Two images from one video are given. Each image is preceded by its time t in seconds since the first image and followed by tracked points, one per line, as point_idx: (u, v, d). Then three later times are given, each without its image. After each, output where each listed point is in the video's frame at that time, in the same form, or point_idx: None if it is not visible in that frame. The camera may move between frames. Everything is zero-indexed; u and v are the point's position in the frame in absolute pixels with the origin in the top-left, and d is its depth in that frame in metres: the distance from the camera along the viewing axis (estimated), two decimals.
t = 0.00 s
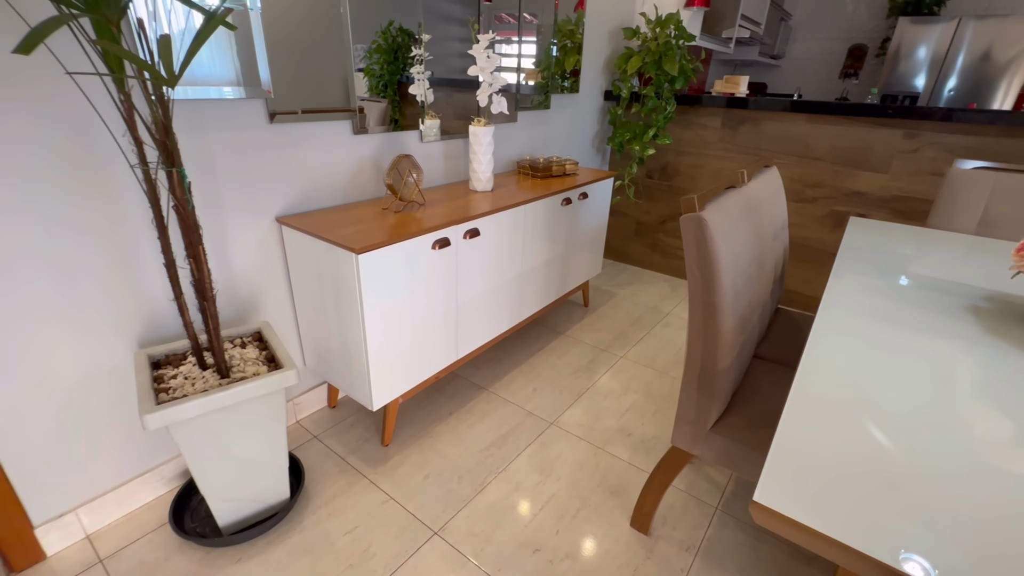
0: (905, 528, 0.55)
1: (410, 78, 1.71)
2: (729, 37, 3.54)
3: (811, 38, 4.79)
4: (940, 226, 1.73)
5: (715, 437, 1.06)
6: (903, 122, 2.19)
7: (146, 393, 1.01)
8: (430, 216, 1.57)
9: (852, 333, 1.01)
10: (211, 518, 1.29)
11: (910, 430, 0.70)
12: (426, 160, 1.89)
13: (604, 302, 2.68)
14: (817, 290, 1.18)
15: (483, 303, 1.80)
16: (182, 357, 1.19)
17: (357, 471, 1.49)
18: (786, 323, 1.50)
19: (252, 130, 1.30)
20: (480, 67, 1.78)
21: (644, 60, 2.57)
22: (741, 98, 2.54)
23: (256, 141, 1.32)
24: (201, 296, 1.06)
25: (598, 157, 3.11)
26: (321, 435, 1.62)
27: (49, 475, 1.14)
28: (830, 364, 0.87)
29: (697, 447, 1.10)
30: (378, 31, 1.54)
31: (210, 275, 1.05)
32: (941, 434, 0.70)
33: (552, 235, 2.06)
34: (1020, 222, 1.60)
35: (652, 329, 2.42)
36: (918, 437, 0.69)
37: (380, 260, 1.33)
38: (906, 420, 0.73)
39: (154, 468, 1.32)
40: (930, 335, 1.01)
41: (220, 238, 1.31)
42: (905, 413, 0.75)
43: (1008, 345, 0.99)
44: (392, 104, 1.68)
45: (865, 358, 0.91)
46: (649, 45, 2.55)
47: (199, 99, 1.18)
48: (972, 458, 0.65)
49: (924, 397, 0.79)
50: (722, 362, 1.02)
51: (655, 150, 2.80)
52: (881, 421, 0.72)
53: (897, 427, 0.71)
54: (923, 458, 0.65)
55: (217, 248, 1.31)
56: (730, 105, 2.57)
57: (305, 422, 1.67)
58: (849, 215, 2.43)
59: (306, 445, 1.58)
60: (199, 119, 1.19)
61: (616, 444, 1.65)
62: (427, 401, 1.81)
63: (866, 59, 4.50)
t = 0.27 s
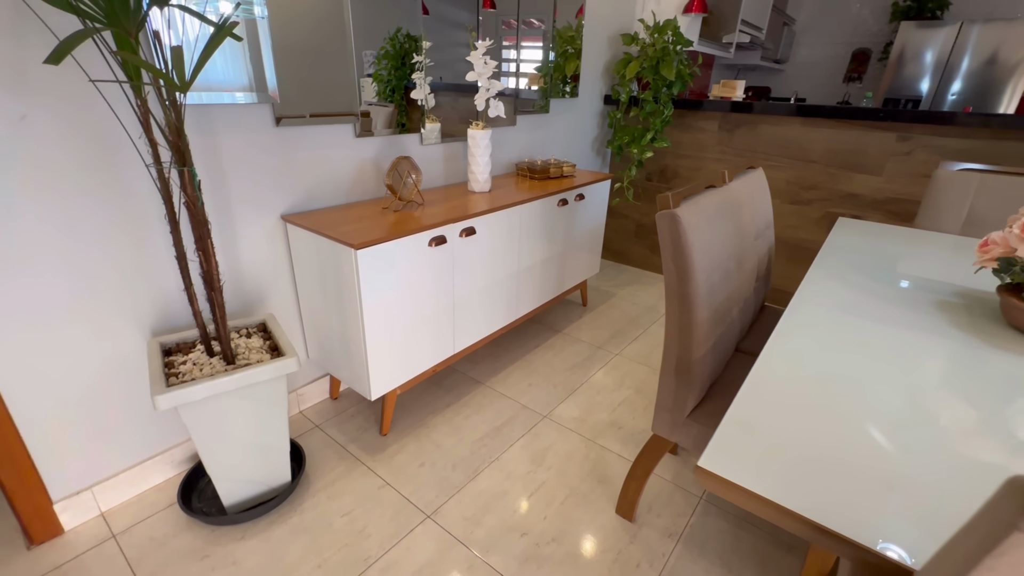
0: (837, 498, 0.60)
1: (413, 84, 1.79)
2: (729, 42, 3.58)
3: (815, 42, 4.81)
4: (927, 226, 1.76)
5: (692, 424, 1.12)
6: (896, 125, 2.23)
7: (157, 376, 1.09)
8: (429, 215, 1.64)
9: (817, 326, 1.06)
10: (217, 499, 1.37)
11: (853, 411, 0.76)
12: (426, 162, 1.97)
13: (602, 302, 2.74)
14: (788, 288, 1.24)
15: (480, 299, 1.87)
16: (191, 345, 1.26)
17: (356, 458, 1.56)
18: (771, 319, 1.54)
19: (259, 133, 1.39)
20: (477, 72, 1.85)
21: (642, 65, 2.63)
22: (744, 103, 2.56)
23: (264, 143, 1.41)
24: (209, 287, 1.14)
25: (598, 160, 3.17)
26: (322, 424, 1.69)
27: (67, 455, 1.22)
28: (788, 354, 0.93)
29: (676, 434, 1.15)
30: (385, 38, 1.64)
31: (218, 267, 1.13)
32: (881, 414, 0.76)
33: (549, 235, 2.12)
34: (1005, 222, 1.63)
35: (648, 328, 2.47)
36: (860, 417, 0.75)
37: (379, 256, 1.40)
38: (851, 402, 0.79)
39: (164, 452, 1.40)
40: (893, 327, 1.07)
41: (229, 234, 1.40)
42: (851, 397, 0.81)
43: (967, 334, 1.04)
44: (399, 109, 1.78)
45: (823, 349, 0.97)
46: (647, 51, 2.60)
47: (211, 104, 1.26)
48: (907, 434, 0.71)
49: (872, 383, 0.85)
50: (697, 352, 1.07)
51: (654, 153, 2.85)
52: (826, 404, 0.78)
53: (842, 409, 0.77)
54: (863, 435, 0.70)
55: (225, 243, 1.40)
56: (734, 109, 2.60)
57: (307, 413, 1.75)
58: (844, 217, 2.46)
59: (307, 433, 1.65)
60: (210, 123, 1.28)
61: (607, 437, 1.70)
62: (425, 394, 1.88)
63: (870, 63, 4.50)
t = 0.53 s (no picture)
0: (759, 463, 0.72)
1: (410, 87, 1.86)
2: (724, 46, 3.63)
3: (812, 46, 4.86)
4: (907, 225, 1.81)
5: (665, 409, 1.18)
6: (882, 127, 2.27)
7: (159, 360, 1.15)
8: (421, 212, 1.70)
9: (780, 313, 1.15)
10: (215, 482, 1.43)
11: (789, 392, 0.87)
12: (420, 162, 2.03)
13: (595, 300, 2.79)
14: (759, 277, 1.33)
15: (472, 295, 1.92)
16: (192, 334, 1.33)
17: (350, 446, 1.62)
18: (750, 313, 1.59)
19: (259, 132, 1.46)
20: (470, 75, 1.92)
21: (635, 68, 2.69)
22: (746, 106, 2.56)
23: (262, 142, 1.47)
24: (209, 277, 1.20)
25: (593, 161, 3.23)
26: (318, 414, 1.76)
27: (74, 438, 1.28)
28: (744, 340, 1.03)
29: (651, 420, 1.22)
30: (389, 41, 1.73)
31: (217, 258, 1.20)
32: (815, 394, 0.86)
33: (540, 233, 2.18)
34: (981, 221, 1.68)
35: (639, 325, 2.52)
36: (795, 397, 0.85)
37: (372, 250, 1.46)
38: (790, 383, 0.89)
39: (165, 437, 1.45)
40: (850, 313, 1.14)
41: (229, 229, 1.47)
42: (793, 378, 0.91)
43: (924, 322, 1.09)
44: (400, 112, 1.87)
45: (779, 337, 1.04)
46: (640, 55, 2.66)
47: (213, 104, 1.33)
48: (830, 417, 0.80)
49: (817, 365, 0.95)
50: (669, 340, 1.13)
51: (647, 154, 2.91)
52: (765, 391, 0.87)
53: (780, 391, 0.87)
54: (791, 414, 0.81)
55: (225, 238, 1.46)
56: (733, 112, 2.60)
57: (304, 403, 1.81)
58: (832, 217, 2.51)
59: (304, 422, 1.71)
60: (211, 123, 1.35)
61: (593, 428, 1.75)
62: (418, 387, 1.94)
63: (866, 66, 4.54)
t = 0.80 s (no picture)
0: (726, 449, 0.77)
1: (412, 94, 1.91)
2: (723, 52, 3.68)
3: (812, 51, 4.90)
4: (898, 228, 1.84)
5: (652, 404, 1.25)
6: (876, 132, 2.30)
7: (167, 356, 1.21)
8: (421, 215, 1.75)
9: (761, 309, 1.20)
10: (219, 475, 1.47)
11: (757, 379, 0.92)
12: (421, 166, 2.08)
13: (593, 302, 2.83)
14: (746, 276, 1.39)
15: (470, 295, 1.97)
16: (199, 331, 1.38)
17: (350, 442, 1.66)
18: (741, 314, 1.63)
19: (264, 137, 1.51)
20: (469, 82, 1.97)
21: (633, 74, 2.73)
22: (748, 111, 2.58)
23: (267, 146, 1.53)
24: (215, 276, 1.25)
25: (592, 165, 3.28)
26: (320, 411, 1.80)
27: (85, 431, 1.33)
28: (722, 333, 1.09)
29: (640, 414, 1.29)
30: (393, 48, 1.79)
31: (223, 257, 1.25)
32: (786, 384, 0.90)
33: (538, 235, 2.23)
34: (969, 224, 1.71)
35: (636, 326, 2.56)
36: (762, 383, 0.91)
37: (371, 251, 1.51)
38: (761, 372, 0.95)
39: (172, 431, 1.50)
40: (830, 309, 1.19)
41: (235, 230, 1.52)
42: (772, 373, 0.94)
43: (903, 322, 1.12)
44: (403, 117, 1.93)
45: (762, 335, 1.08)
46: (638, 61, 2.70)
47: (221, 111, 1.39)
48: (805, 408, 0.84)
49: (796, 360, 0.98)
50: (656, 337, 1.19)
51: (645, 158, 2.95)
52: (743, 385, 0.91)
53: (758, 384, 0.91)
54: (755, 398, 0.87)
55: (232, 239, 1.52)
56: (734, 117, 2.63)
57: (306, 400, 1.86)
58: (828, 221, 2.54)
59: (306, 418, 1.76)
60: (219, 129, 1.41)
61: (587, 426, 1.79)
62: (418, 385, 1.98)
63: (866, 71, 4.57)
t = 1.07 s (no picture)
0: (716, 445, 0.79)
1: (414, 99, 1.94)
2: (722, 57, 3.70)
3: (811, 55, 4.92)
4: (893, 231, 1.86)
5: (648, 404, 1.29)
6: (873, 136, 2.32)
7: (172, 356, 1.23)
8: (422, 218, 1.77)
9: (755, 309, 1.22)
10: (222, 474, 1.49)
11: (749, 376, 0.95)
12: (422, 170, 2.11)
13: (593, 304, 2.85)
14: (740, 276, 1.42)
15: (470, 297, 1.99)
16: (203, 332, 1.40)
17: (351, 442, 1.68)
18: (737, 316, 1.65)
19: (268, 142, 1.54)
20: (469, 86, 2.00)
21: (633, 79, 2.76)
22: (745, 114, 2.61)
23: (271, 151, 1.56)
24: (219, 278, 1.28)
25: (592, 169, 3.30)
26: (321, 411, 1.82)
27: (91, 431, 1.35)
28: (716, 331, 1.12)
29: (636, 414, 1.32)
30: (394, 53, 1.82)
31: (227, 260, 1.27)
32: (780, 384, 0.92)
33: (538, 238, 2.25)
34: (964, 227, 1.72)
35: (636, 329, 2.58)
36: (753, 380, 0.93)
37: (373, 253, 1.54)
38: (752, 369, 0.97)
39: (175, 431, 1.52)
40: (823, 310, 1.21)
41: (239, 233, 1.55)
42: (765, 372, 0.96)
43: (894, 323, 1.15)
44: (405, 121, 1.95)
45: (756, 335, 1.10)
46: (637, 66, 2.73)
47: (225, 116, 1.42)
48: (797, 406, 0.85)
49: (789, 359, 1.00)
50: (652, 338, 1.21)
51: (644, 162, 2.97)
52: (736, 384, 0.92)
53: (751, 383, 0.93)
54: (746, 394, 0.89)
55: (235, 242, 1.55)
56: (734, 121, 2.64)
57: (308, 401, 1.88)
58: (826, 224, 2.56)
59: (307, 419, 1.78)
60: (223, 134, 1.43)
61: (586, 427, 1.80)
62: (418, 387, 2.01)
63: (865, 75, 4.59)
